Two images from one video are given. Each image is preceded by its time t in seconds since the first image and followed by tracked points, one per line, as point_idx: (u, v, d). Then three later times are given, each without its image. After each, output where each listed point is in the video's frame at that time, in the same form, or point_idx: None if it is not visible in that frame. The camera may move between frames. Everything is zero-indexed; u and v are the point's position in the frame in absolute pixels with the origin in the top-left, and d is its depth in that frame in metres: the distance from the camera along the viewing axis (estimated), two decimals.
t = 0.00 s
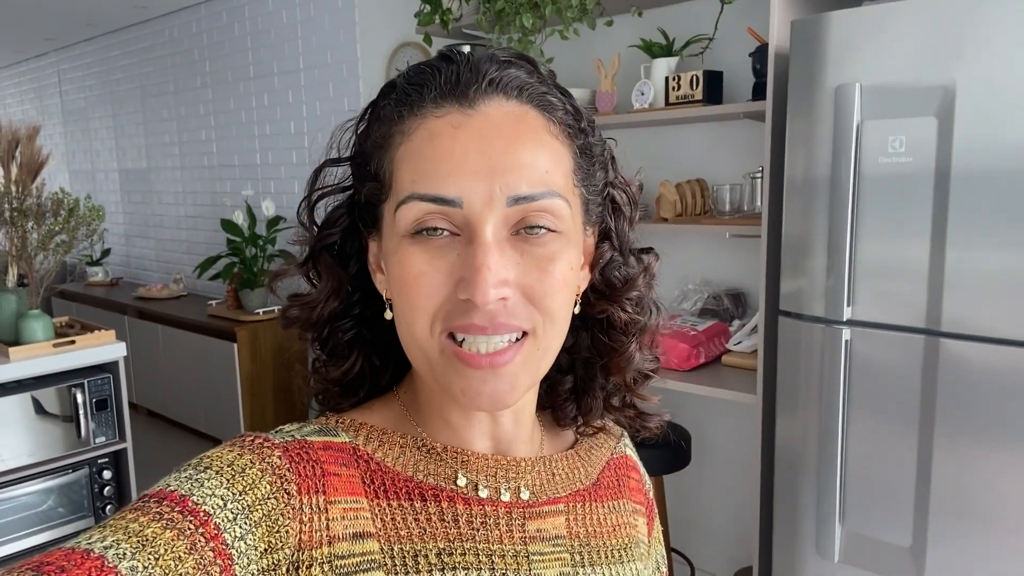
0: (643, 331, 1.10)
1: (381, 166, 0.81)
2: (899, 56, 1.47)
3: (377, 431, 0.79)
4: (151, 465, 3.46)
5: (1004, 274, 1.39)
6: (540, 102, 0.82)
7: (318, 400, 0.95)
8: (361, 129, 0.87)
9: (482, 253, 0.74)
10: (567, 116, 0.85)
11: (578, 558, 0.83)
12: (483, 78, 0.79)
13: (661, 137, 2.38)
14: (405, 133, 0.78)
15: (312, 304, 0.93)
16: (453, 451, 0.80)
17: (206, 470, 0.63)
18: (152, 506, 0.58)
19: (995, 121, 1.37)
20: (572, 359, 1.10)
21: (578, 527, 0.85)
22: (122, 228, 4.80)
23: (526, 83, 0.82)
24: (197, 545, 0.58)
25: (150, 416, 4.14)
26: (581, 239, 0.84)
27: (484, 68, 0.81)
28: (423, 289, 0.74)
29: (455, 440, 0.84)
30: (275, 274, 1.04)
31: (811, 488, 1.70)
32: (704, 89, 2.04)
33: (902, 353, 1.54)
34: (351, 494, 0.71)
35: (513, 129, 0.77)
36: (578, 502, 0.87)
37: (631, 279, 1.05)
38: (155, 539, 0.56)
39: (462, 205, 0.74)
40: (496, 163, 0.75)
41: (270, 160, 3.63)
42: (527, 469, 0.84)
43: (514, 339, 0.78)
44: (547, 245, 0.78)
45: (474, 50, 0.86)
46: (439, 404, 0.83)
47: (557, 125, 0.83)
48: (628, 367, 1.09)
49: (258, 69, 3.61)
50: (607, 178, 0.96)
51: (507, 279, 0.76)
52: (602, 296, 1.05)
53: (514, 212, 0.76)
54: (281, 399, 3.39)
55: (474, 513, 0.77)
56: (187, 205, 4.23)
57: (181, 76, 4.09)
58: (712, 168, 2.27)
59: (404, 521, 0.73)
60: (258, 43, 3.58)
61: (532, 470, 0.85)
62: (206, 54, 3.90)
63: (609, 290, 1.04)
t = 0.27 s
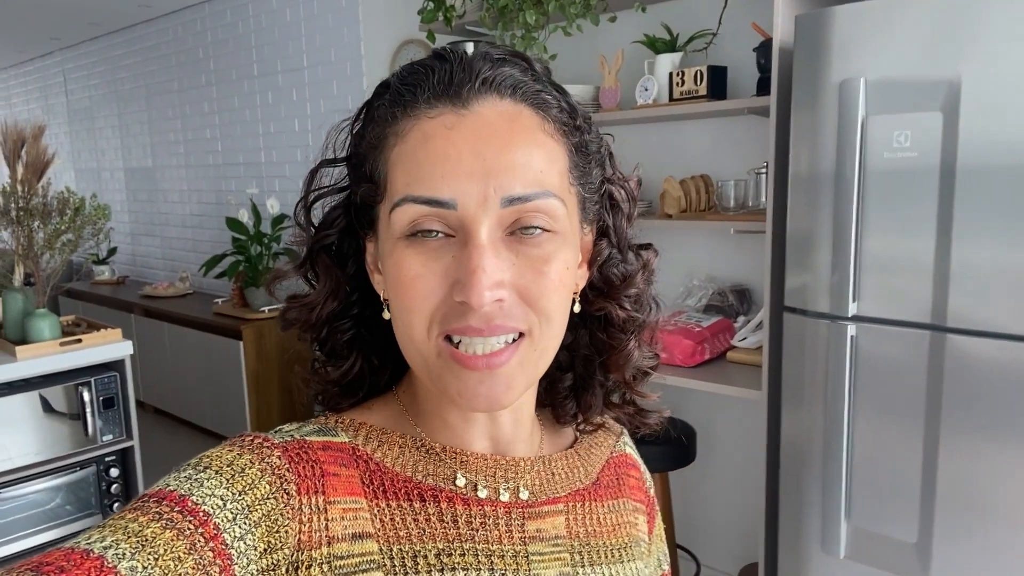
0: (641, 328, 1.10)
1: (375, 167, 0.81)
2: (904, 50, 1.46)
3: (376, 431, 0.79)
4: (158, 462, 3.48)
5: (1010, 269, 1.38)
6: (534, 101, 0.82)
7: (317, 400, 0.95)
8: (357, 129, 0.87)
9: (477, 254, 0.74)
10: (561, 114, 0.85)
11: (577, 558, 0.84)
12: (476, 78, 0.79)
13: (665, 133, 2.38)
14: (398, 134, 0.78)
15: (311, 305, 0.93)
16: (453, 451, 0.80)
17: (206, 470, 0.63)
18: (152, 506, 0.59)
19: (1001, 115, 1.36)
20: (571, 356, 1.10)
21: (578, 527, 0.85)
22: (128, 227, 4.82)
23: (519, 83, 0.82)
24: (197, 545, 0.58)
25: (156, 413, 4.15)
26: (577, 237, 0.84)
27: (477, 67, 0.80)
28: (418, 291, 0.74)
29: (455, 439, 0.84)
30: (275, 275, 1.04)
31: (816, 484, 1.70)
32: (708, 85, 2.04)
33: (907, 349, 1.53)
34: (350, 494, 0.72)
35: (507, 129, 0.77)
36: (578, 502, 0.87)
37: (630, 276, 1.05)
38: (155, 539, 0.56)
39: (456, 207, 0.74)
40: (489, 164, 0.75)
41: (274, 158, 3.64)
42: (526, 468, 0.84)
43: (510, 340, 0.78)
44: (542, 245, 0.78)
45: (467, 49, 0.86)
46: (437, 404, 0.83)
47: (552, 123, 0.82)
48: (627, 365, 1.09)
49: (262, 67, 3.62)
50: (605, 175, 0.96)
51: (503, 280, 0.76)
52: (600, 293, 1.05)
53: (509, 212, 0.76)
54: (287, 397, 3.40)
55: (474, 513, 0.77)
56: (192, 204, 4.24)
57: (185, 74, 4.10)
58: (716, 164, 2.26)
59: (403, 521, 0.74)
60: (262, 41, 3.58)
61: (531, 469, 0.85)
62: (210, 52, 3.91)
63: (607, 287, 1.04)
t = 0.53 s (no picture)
0: (644, 332, 1.10)
1: (377, 157, 0.82)
2: (902, 47, 1.46)
3: (377, 431, 0.79)
4: (161, 466, 3.48)
5: (1009, 265, 1.38)
6: (534, 90, 0.82)
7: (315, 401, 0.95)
8: (361, 133, 0.87)
9: (473, 233, 0.74)
10: (562, 105, 0.86)
11: (578, 557, 0.84)
12: (476, 66, 0.80)
13: (663, 133, 2.38)
14: (399, 121, 0.79)
15: (311, 303, 0.94)
16: (453, 451, 0.80)
17: (207, 470, 0.63)
18: (153, 506, 0.59)
19: (999, 111, 1.36)
20: (574, 362, 1.11)
21: (579, 526, 0.86)
22: (129, 231, 4.83)
23: (520, 73, 0.83)
24: (198, 545, 0.58)
25: (159, 417, 4.16)
26: (576, 226, 0.84)
27: (478, 57, 0.82)
28: (415, 272, 0.74)
29: (455, 439, 0.84)
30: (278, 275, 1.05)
31: (818, 482, 1.70)
32: (706, 84, 2.04)
33: (907, 347, 1.53)
34: (351, 494, 0.72)
35: (505, 113, 0.78)
36: (578, 502, 0.87)
37: (632, 277, 1.05)
38: (155, 539, 0.56)
39: (453, 186, 0.75)
40: (487, 145, 0.76)
41: (274, 161, 3.64)
42: (527, 468, 0.85)
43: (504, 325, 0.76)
44: (540, 228, 0.79)
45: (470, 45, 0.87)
46: (437, 401, 0.83)
47: (551, 112, 0.83)
48: (630, 368, 1.09)
49: (261, 70, 3.62)
50: (606, 177, 0.97)
51: (498, 260, 0.75)
52: (602, 295, 1.05)
53: (506, 192, 0.76)
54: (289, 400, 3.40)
55: (475, 513, 0.78)
56: (192, 207, 4.25)
57: (184, 79, 4.11)
58: (715, 163, 2.26)
59: (404, 521, 0.74)
60: (260, 45, 3.59)
61: (532, 469, 0.85)
62: (209, 56, 3.91)
63: (609, 288, 1.04)
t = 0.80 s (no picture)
0: (642, 334, 1.11)
1: (375, 157, 0.83)
2: (891, 47, 1.47)
3: (374, 430, 0.80)
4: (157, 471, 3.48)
5: (1001, 260, 1.39)
6: (530, 90, 0.83)
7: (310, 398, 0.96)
8: (361, 137, 0.88)
9: (466, 224, 0.74)
10: (557, 106, 0.87)
11: (577, 554, 0.84)
12: (473, 66, 0.81)
13: (657, 133, 2.39)
14: (396, 120, 0.80)
15: (307, 301, 0.94)
16: (450, 449, 0.81)
17: (204, 469, 0.64)
18: (151, 504, 0.59)
19: (989, 108, 1.37)
20: (572, 365, 1.11)
21: (577, 522, 0.86)
22: (124, 236, 4.82)
23: (516, 74, 0.83)
24: (195, 543, 0.59)
25: (156, 422, 4.15)
26: (570, 224, 0.85)
27: (475, 58, 0.83)
28: (408, 264, 0.74)
29: (452, 437, 0.84)
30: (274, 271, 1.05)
31: (815, 478, 1.70)
32: (698, 84, 2.05)
33: (901, 343, 1.54)
34: (349, 491, 0.72)
35: (499, 110, 0.79)
36: (576, 497, 0.88)
37: (629, 279, 1.06)
38: (153, 538, 0.57)
39: (446, 178, 0.75)
40: (481, 139, 0.76)
41: (269, 165, 3.64)
42: (523, 466, 0.85)
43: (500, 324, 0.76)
44: (533, 223, 0.79)
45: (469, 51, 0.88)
46: (434, 400, 0.84)
47: (546, 112, 0.84)
48: (629, 369, 1.10)
49: (254, 74, 3.62)
50: (602, 180, 0.98)
51: (491, 250, 0.75)
52: (599, 296, 1.06)
53: (499, 185, 0.77)
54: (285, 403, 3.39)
55: (472, 509, 0.78)
56: (187, 212, 4.24)
57: (178, 83, 4.10)
58: (709, 162, 2.27)
59: (401, 518, 0.74)
60: (254, 49, 3.59)
61: (528, 467, 0.86)
62: (202, 60, 3.91)
63: (606, 290, 1.05)
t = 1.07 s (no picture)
0: (639, 329, 1.11)
1: (368, 161, 0.82)
2: (885, 41, 1.47)
3: (372, 431, 0.80)
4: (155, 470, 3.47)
5: (996, 254, 1.39)
6: (524, 93, 0.83)
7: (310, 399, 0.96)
8: (355, 135, 0.87)
9: (463, 237, 0.75)
10: (552, 107, 0.86)
11: (575, 554, 0.84)
12: (466, 70, 0.80)
13: (652, 129, 2.39)
14: (390, 126, 0.79)
15: (305, 304, 0.94)
16: (449, 449, 0.81)
17: (203, 469, 0.63)
18: (149, 504, 0.59)
19: (983, 102, 1.37)
20: (570, 361, 1.11)
21: (575, 523, 0.86)
22: (119, 235, 4.81)
23: (510, 76, 0.83)
24: (193, 543, 0.59)
25: (153, 422, 4.14)
26: (567, 229, 0.85)
27: (468, 61, 0.82)
28: (406, 277, 0.75)
29: (450, 437, 0.85)
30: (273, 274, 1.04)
31: (811, 473, 1.71)
32: (694, 79, 2.04)
33: (896, 338, 1.55)
34: (346, 492, 0.72)
35: (494, 117, 0.78)
36: (575, 498, 0.88)
37: (626, 276, 1.06)
38: (152, 538, 0.56)
39: (442, 190, 0.75)
40: (477, 150, 0.76)
41: (264, 163, 3.63)
42: (521, 466, 0.85)
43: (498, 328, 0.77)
44: (531, 231, 0.79)
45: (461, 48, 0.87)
46: (432, 401, 0.84)
47: (541, 115, 0.83)
48: (626, 365, 1.10)
49: (249, 72, 3.61)
50: (597, 175, 0.97)
51: (488, 263, 0.75)
52: (597, 293, 1.06)
53: (495, 195, 0.77)
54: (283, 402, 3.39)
55: (471, 509, 0.78)
56: (183, 210, 4.23)
57: (172, 81, 4.09)
58: (704, 158, 2.27)
59: (399, 519, 0.74)
60: (248, 46, 3.57)
61: (526, 467, 0.86)
62: (197, 58, 3.90)
63: (604, 287, 1.05)
